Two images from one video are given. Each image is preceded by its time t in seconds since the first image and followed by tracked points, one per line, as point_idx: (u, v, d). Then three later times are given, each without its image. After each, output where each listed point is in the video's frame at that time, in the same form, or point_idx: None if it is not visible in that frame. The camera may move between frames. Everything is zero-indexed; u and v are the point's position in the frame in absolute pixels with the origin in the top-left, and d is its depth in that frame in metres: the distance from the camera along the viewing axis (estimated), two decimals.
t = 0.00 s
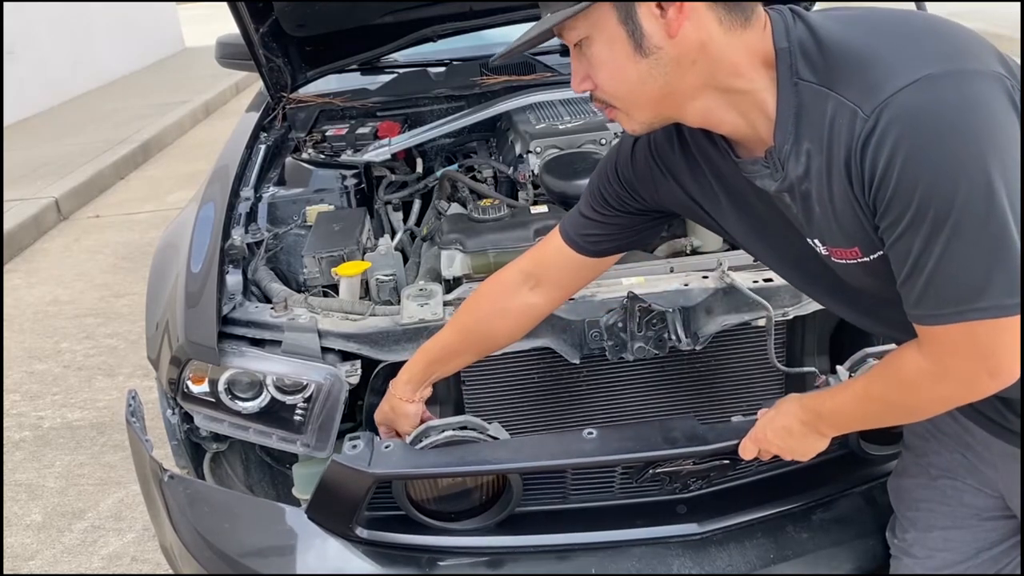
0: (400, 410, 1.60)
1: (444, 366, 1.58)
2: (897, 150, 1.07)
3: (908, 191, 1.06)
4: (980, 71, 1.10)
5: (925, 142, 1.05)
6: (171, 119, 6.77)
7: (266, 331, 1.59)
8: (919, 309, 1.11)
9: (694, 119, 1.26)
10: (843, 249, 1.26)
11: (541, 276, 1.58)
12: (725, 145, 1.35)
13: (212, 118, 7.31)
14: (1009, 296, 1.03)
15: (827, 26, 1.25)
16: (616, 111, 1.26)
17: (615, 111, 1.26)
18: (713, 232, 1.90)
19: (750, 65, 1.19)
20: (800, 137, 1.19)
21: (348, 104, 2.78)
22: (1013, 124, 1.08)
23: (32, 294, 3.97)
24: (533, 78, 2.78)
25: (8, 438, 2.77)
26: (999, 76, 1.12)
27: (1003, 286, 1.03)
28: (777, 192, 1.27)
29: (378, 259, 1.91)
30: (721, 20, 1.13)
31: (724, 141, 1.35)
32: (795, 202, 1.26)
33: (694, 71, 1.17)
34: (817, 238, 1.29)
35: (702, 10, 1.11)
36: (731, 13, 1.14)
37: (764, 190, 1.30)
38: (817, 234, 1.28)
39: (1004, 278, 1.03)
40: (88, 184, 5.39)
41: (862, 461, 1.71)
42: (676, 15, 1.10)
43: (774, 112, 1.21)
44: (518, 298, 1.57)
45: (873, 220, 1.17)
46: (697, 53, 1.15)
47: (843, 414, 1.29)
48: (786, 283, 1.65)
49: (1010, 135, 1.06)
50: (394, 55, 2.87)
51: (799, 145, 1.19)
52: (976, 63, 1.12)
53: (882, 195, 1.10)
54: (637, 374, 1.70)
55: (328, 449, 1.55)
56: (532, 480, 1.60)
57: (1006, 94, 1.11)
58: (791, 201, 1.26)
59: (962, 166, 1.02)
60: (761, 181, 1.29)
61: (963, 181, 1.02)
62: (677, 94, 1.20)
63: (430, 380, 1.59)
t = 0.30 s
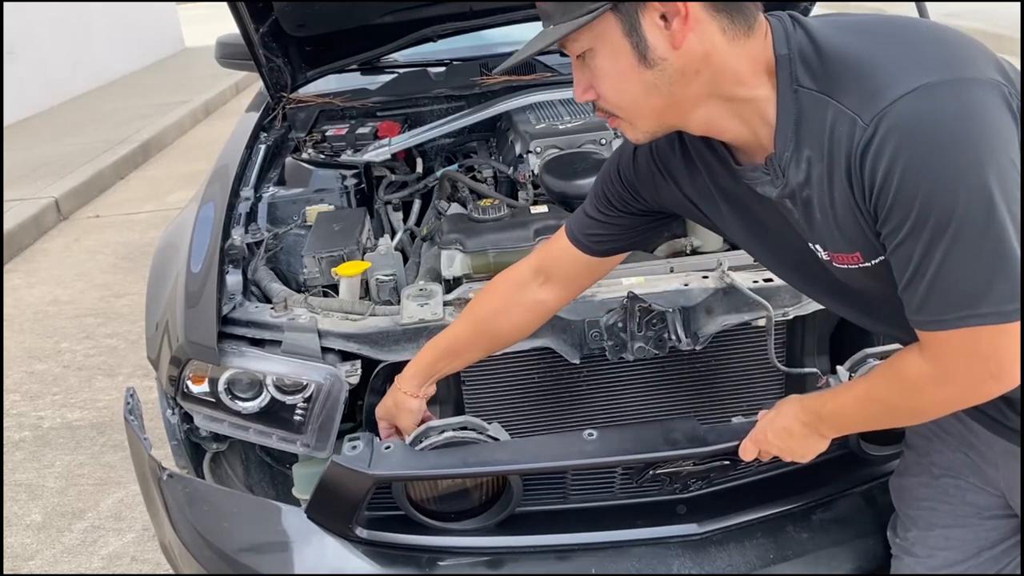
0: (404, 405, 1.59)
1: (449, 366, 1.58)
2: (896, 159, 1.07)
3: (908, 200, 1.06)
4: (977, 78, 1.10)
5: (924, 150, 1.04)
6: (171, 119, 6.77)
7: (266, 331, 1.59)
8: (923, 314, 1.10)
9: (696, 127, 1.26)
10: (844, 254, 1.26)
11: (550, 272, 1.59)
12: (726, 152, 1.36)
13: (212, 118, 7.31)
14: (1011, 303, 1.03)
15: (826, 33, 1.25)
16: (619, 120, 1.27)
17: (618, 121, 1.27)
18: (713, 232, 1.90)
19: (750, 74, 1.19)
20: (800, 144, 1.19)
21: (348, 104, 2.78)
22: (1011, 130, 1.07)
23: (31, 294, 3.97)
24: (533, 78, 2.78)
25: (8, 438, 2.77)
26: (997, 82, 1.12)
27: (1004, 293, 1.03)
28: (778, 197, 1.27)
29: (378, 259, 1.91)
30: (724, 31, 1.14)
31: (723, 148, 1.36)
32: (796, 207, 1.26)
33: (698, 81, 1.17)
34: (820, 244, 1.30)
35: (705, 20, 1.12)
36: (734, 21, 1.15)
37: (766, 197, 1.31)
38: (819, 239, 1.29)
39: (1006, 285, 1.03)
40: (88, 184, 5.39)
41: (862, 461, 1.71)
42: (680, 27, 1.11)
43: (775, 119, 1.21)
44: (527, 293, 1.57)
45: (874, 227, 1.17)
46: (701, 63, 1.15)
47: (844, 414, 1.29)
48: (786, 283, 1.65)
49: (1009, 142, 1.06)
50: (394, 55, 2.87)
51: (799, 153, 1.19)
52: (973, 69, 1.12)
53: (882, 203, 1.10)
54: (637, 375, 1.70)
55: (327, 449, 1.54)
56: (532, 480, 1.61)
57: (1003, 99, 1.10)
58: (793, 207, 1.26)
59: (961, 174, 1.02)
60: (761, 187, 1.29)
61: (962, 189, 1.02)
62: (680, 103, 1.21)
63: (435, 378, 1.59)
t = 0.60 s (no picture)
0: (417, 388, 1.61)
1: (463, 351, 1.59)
2: (884, 154, 1.07)
3: (896, 194, 1.07)
4: (967, 71, 1.09)
5: (912, 145, 1.05)
6: (171, 119, 6.77)
7: (266, 331, 1.59)
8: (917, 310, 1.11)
9: (691, 116, 1.26)
10: (834, 248, 1.27)
11: (558, 261, 1.62)
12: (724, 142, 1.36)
13: (212, 118, 7.31)
14: (998, 298, 1.04)
15: (821, 25, 1.24)
16: (614, 108, 1.27)
17: (613, 108, 1.27)
18: (713, 233, 1.90)
19: (743, 64, 1.19)
20: (792, 137, 1.19)
21: (347, 104, 2.78)
22: (999, 126, 1.07)
23: (31, 294, 3.97)
24: (533, 78, 2.78)
25: (8, 438, 2.77)
26: (987, 76, 1.11)
27: (989, 288, 1.04)
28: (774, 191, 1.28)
29: (378, 259, 1.91)
30: (716, 19, 1.13)
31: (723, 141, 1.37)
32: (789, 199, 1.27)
33: (690, 70, 1.17)
34: (810, 236, 1.30)
35: (698, 10, 1.11)
36: (726, 10, 1.14)
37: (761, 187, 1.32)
38: (810, 232, 1.29)
39: (993, 280, 1.03)
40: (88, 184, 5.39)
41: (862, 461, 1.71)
42: (673, 17, 1.10)
43: (769, 113, 1.21)
44: (535, 282, 1.61)
45: (865, 220, 1.18)
46: (693, 53, 1.15)
47: (846, 414, 1.29)
48: (786, 283, 1.65)
49: (997, 136, 1.06)
50: (394, 55, 2.87)
51: (791, 145, 1.19)
52: (963, 63, 1.11)
53: (872, 197, 1.11)
54: (637, 375, 1.70)
55: (328, 449, 1.54)
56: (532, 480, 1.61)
57: (992, 93, 1.10)
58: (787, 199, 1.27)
59: (947, 169, 1.02)
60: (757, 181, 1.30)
61: (949, 184, 1.02)
62: (673, 93, 1.20)
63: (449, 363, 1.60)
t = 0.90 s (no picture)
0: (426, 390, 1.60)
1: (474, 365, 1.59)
2: (831, 149, 1.08)
3: (849, 187, 1.07)
4: (910, 62, 1.10)
5: (859, 137, 1.05)
6: (171, 119, 6.77)
7: (266, 331, 1.59)
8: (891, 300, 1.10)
9: (660, 123, 1.28)
10: (802, 245, 1.28)
11: (559, 278, 1.60)
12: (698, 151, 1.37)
13: (212, 118, 7.31)
14: (959, 281, 1.03)
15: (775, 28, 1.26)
16: (586, 112, 1.30)
17: (585, 112, 1.30)
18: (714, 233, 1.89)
19: (711, 74, 1.20)
20: (751, 140, 1.20)
21: (348, 104, 2.78)
22: (946, 113, 1.07)
23: (32, 294, 3.97)
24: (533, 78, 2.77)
25: (8, 438, 2.77)
26: (931, 66, 1.12)
27: (951, 270, 1.03)
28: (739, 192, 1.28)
29: (378, 259, 1.91)
30: (682, 28, 1.14)
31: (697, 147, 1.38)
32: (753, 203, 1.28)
33: (657, 78, 1.19)
34: (779, 236, 1.30)
35: (664, 20, 1.13)
36: (696, 22, 1.15)
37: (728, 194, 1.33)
38: (778, 232, 1.30)
39: (954, 265, 1.02)
40: (88, 184, 5.39)
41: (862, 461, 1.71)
42: (638, 26, 1.12)
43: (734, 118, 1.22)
44: (537, 297, 1.58)
45: (829, 216, 1.18)
46: (659, 61, 1.17)
47: (841, 408, 1.28)
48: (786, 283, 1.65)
49: (943, 121, 1.05)
50: (394, 55, 2.87)
51: (751, 149, 1.20)
52: (907, 56, 1.12)
53: (829, 192, 1.11)
54: (636, 375, 1.70)
55: (328, 449, 1.54)
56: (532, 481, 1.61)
57: (937, 81, 1.10)
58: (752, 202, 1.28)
59: (892, 159, 1.03)
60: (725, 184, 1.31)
61: (897, 172, 1.02)
62: (641, 99, 1.22)
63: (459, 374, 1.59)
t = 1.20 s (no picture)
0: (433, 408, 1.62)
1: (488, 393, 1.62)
2: (792, 146, 1.10)
3: (814, 181, 1.09)
4: (869, 61, 1.12)
5: (818, 130, 1.07)
6: (171, 119, 6.77)
7: (266, 331, 1.59)
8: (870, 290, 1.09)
9: (642, 129, 1.32)
10: (776, 245, 1.29)
11: (575, 302, 1.62)
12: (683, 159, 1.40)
13: (212, 118, 7.30)
14: (925, 270, 1.03)
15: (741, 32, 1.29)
16: (571, 121, 1.34)
17: (570, 121, 1.34)
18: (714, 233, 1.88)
19: (688, 81, 1.23)
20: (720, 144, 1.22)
21: (348, 104, 2.78)
22: (906, 109, 1.09)
23: (31, 294, 3.97)
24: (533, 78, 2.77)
25: (8, 438, 2.77)
26: (893, 65, 1.14)
27: (920, 256, 1.03)
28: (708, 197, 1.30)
29: (378, 259, 1.91)
30: (657, 38, 1.19)
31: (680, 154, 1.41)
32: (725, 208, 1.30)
33: (635, 86, 1.23)
34: (754, 237, 1.32)
35: (639, 31, 1.18)
36: (670, 32, 1.20)
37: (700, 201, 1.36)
38: (752, 234, 1.31)
39: (918, 253, 1.03)
40: (88, 184, 5.39)
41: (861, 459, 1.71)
42: (614, 36, 1.17)
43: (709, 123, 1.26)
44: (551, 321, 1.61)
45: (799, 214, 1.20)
46: (637, 70, 1.21)
47: (826, 401, 1.27)
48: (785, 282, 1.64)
49: (898, 115, 1.07)
50: (394, 55, 2.87)
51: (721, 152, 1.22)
52: (868, 55, 1.14)
53: (797, 188, 1.13)
54: (636, 374, 1.70)
55: (328, 449, 1.54)
56: (532, 478, 1.61)
57: (898, 78, 1.12)
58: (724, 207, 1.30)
59: (849, 153, 1.05)
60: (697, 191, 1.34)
61: (856, 164, 1.04)
62: (622, 107, 1.27)
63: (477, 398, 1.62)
